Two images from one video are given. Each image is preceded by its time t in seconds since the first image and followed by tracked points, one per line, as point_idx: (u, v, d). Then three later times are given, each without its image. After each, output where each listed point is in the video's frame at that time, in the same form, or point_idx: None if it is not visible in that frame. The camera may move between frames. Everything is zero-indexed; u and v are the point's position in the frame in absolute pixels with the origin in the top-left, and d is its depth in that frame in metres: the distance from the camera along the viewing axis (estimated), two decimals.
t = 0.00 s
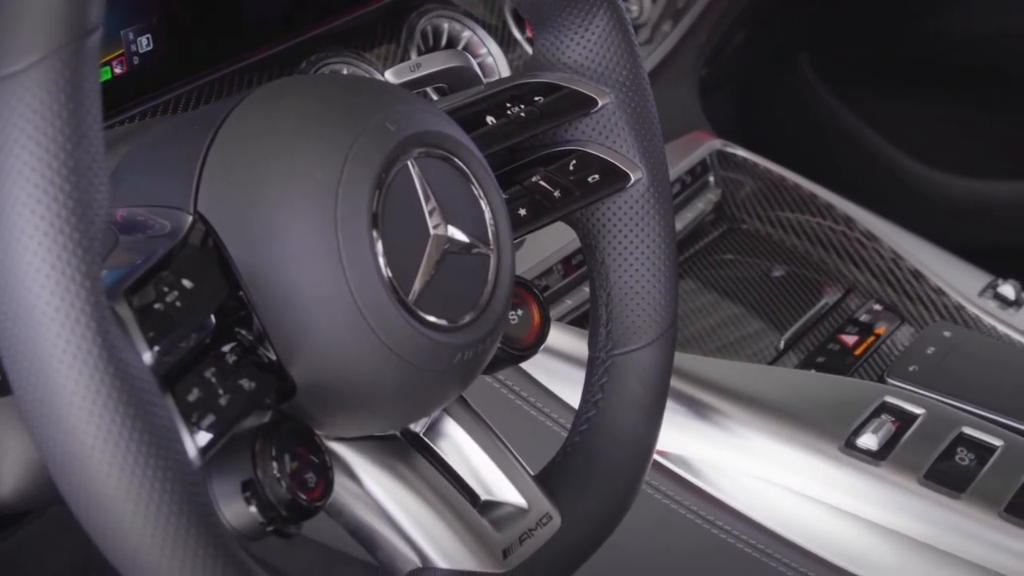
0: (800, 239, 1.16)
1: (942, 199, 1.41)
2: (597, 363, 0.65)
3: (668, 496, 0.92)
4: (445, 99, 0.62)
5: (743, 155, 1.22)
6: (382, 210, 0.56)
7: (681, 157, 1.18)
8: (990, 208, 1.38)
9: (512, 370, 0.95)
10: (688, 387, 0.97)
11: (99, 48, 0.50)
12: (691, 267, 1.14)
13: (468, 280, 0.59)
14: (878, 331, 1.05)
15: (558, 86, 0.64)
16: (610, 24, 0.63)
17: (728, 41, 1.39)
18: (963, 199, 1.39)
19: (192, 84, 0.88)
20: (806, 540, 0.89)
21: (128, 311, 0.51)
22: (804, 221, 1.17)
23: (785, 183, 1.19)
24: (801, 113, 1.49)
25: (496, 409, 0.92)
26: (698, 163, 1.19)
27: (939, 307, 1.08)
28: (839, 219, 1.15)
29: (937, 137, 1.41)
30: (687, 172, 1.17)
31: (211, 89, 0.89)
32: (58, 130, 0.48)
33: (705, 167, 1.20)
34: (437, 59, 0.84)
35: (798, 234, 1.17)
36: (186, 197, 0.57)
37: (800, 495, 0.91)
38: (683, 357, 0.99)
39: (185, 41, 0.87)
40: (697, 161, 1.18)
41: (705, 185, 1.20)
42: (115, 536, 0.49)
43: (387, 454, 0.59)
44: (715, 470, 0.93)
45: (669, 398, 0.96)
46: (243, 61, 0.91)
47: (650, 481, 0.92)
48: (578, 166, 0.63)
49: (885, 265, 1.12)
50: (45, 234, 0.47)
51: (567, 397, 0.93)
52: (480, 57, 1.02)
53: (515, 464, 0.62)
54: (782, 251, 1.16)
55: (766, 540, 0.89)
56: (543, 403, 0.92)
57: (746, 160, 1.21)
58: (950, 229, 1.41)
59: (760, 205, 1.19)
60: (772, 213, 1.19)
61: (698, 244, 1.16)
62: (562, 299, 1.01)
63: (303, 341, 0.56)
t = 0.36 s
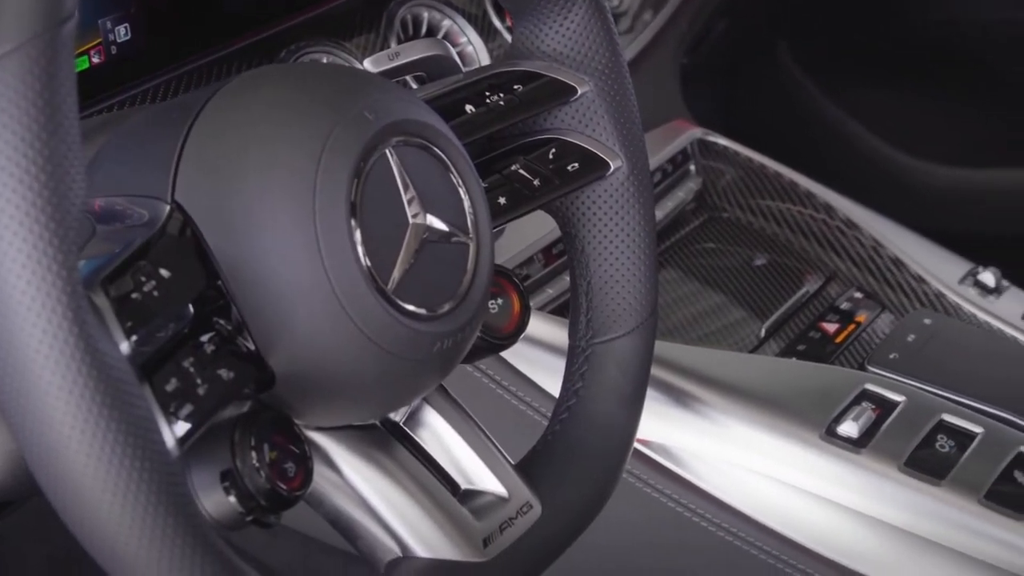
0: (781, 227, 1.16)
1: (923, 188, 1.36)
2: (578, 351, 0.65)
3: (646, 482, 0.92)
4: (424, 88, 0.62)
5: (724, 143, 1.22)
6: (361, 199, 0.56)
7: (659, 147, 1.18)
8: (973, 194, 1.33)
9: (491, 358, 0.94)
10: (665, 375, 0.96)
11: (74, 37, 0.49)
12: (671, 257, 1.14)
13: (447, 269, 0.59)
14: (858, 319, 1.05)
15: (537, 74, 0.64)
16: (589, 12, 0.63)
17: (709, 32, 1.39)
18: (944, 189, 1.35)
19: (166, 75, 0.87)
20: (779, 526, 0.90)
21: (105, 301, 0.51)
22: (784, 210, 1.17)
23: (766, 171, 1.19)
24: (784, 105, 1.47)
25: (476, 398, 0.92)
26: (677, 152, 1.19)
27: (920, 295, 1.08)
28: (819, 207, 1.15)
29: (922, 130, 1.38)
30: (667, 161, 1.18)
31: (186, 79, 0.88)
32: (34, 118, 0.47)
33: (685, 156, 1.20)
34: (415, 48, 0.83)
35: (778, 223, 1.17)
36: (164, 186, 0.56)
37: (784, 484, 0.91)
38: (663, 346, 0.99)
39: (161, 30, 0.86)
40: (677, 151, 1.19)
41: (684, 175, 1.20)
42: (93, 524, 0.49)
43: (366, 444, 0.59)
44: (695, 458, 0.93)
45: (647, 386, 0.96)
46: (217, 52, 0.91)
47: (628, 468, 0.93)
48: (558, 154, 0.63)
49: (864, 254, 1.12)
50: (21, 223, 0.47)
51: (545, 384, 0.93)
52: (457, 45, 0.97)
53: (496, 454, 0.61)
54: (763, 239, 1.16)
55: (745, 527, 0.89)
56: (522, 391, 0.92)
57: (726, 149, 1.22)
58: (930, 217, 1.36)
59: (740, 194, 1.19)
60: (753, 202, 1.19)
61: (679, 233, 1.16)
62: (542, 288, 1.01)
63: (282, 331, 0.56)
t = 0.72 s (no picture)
0: (762, 216, 1.16)
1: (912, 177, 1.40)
2: (558, 340, 0.65)
3: (633, 474, 0.91)
4: (403, 77, 0.62)
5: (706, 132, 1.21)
6: (340, 188, 0.56)
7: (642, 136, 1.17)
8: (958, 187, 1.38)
9: (471, 347, 0.94)
10: (648, 365, 0.96)
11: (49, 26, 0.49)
12: (654, 246, 1.14)
13: (427, 258, 0.59)
14: (840, 307, 1.05)
15: (517, 64, 0.63)
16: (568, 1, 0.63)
17: (690, 21, 1.39)
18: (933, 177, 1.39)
19: (149, 63, 0.86)
20: (765, 516, 0.90)
21: (83, 292, 0.50)
22: (765, 199, 1.17)
23: (747, 161, 1.18)
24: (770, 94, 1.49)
25: (456, 387, 0.91)
26: (659, 141, 1.18)
27: (901, 283, 1.08)
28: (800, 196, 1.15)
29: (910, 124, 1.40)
30: (648, 150, 1.17)
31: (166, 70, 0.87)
32: (10, 107, 0.47)
33: (666, 145, 1.19)
34: (397, 36, 0.83)
35: (759, 212, 1.17)
36: (142, 175, 0.56)
37: (771, 475, 0.91)
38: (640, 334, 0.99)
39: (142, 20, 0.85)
40: (658, 139, 1.18)
41: (666, 164, 1.20)
42: (72, 516, 0.49)
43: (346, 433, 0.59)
44: (677, 446, 0.93)
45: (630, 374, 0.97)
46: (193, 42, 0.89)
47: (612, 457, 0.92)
48: (538, 144, 0.63)
49: (846, 243, 1.11)
50: None
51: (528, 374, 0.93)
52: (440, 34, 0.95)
53: (477, 444, 0.61)
54: (745, 228, 1.16)
55: (726, 516, 0.89)
56: (504, 380, 0.92)
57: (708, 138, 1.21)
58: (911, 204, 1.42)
59: (722, 182, 1.19)
60: (734, 190, 1.18)
61: (661, 222, 1.16)
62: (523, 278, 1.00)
63: (261, 321, 0.56)
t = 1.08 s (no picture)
0: (744, 205, 1.15)
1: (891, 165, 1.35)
2: (539, 329, 0.65)
3: (613, 462, 0.92)
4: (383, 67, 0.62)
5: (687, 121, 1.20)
6: (319, 178, 0.56)
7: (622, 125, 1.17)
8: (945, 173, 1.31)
9: (453, 337, 0.94)
10: (632, 352, 0.96)
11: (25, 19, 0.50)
12: (636, 235, 1.14)
13: (407, 248, 0.59)
14: (821, 296, 1.06)
15: (497, 53, 0.63)
16: None
17: (671, 11, 1.38)
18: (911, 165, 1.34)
19: (132, 52, 0.85)
20: (757, 510, 0.90)
21: (61, 284, 0.50)
22: (746, 187, 1.16)
23: (728, 150, 1.18)
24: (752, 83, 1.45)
25: (438, 377, 0.91)
26: (642, 130, 1.18)
27: (882, 273, 1.08)
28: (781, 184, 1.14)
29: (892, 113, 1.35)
30: (630, 139, 1.17)
31: (145, 60, 0.86)
32: None
33: (649, 135, 1.19)
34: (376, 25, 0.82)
35: (741, 201, 1.16)
36: (120, 166, 0.56)
37: (755, 465, 0.91)
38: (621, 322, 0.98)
39: (123, 10, 0.84)
40: (641, 129, 1.18)
41: (648, 153, 1.19)
42: (51, 507, 0.49)
43: (326, 423, 0.59)
44: (657, 435, 0.93)
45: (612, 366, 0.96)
46: (177, 31, 0.89)
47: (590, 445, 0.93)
48: (518, 133, 0.63)
49: (828, 231, 1.11)
50: None
51: (510, 363, 0.93)
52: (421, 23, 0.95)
53: (458, 434, 0.61)
54: (726, 217, 1.16)
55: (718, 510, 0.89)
56: (486, 370, 0.92)
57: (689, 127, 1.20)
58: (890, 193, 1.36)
59: (704, 170, 1.19)
60: (716, 179, 1.18)
61: (644, 211, 1.16)
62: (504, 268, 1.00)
63: (241, 311, 0.56)
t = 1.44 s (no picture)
0: (726, 194, 1.15)
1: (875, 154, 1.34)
2: (521, 319, 0.65)
3: (598, 452, 0.92)
4: (364, 55, 0.62)
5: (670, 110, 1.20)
6: (299, 167, 0.56)
7: (604, 115, 1.17)
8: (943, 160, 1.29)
9: (435, 326, 0.94)
10: (615, 341, 0.95)
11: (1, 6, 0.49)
12: (618, 224, 1.13)
13: (387, 237, 0.58)
14: (804, 284, 1.06)
15: (477, 41, 0.63)
16: None
17: None
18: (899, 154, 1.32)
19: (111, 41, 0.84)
20: (744, 500, 0.90)
21: (40, 274, 0.50)
22: (728, 176, 1.16)
23: (711, 139, 1.17)
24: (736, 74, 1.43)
25: (420, 367, 0.91)
26: (625, 118, 1.18)
27: (866, 260, 1.09)
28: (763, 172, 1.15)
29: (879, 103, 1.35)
30: (612, 128, 1.16)
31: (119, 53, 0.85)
32: None
33: (631, 124, 1.19)
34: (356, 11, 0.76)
35: (723, 189, 1.16)
36: (99, 156, 0.55)
37: (740, 454, 0.91)
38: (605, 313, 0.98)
39: None
40: (623, 118, 1.17)
41: (631, 142, 1.19)
42: (32, 498, 0.49)
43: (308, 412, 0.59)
44: (642, 425, 0.93)
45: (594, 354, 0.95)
46: (163, 18, 0.88)
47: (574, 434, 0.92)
48: (499, 121, 0.63)
49: (812, 220, 1.12)
50: None
51: (495, 354, 0.93)
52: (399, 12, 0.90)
53: (440, 422, 0.61)
54: (710, 207, 1.15)
55: (705, 501, 0.90)
56: (470, 360, 0.92)
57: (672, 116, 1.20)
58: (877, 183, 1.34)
59: (686, 160, 1.18)
60: (699, 168, 1.17)
61: (626, 200, 1.15)
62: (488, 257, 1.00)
63: (221, 301, 0.55)
